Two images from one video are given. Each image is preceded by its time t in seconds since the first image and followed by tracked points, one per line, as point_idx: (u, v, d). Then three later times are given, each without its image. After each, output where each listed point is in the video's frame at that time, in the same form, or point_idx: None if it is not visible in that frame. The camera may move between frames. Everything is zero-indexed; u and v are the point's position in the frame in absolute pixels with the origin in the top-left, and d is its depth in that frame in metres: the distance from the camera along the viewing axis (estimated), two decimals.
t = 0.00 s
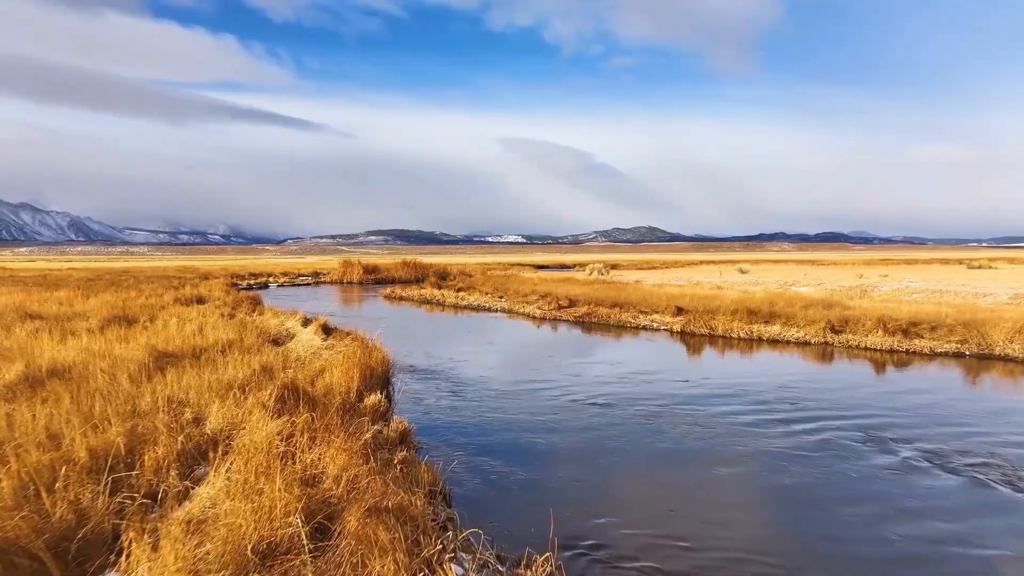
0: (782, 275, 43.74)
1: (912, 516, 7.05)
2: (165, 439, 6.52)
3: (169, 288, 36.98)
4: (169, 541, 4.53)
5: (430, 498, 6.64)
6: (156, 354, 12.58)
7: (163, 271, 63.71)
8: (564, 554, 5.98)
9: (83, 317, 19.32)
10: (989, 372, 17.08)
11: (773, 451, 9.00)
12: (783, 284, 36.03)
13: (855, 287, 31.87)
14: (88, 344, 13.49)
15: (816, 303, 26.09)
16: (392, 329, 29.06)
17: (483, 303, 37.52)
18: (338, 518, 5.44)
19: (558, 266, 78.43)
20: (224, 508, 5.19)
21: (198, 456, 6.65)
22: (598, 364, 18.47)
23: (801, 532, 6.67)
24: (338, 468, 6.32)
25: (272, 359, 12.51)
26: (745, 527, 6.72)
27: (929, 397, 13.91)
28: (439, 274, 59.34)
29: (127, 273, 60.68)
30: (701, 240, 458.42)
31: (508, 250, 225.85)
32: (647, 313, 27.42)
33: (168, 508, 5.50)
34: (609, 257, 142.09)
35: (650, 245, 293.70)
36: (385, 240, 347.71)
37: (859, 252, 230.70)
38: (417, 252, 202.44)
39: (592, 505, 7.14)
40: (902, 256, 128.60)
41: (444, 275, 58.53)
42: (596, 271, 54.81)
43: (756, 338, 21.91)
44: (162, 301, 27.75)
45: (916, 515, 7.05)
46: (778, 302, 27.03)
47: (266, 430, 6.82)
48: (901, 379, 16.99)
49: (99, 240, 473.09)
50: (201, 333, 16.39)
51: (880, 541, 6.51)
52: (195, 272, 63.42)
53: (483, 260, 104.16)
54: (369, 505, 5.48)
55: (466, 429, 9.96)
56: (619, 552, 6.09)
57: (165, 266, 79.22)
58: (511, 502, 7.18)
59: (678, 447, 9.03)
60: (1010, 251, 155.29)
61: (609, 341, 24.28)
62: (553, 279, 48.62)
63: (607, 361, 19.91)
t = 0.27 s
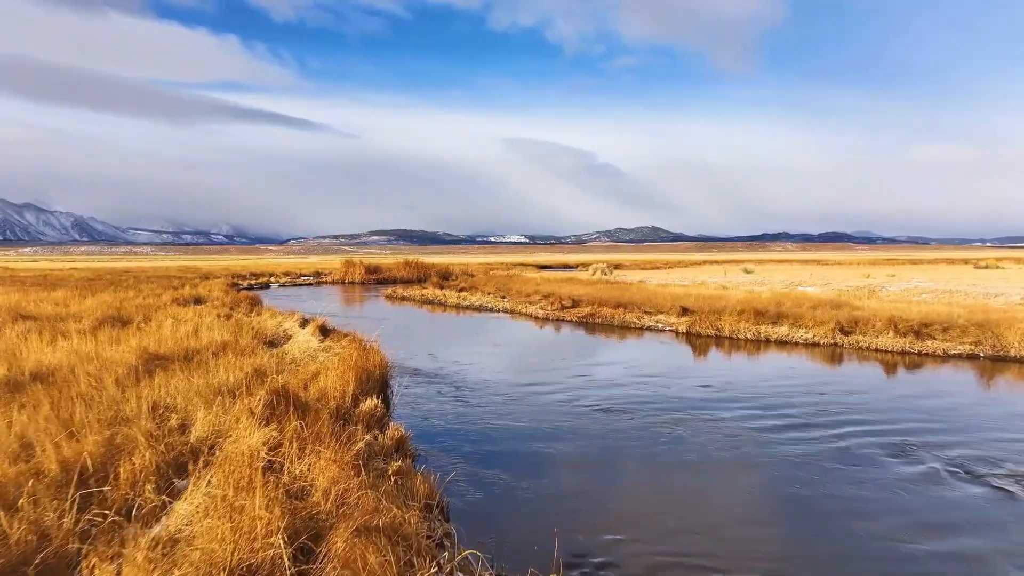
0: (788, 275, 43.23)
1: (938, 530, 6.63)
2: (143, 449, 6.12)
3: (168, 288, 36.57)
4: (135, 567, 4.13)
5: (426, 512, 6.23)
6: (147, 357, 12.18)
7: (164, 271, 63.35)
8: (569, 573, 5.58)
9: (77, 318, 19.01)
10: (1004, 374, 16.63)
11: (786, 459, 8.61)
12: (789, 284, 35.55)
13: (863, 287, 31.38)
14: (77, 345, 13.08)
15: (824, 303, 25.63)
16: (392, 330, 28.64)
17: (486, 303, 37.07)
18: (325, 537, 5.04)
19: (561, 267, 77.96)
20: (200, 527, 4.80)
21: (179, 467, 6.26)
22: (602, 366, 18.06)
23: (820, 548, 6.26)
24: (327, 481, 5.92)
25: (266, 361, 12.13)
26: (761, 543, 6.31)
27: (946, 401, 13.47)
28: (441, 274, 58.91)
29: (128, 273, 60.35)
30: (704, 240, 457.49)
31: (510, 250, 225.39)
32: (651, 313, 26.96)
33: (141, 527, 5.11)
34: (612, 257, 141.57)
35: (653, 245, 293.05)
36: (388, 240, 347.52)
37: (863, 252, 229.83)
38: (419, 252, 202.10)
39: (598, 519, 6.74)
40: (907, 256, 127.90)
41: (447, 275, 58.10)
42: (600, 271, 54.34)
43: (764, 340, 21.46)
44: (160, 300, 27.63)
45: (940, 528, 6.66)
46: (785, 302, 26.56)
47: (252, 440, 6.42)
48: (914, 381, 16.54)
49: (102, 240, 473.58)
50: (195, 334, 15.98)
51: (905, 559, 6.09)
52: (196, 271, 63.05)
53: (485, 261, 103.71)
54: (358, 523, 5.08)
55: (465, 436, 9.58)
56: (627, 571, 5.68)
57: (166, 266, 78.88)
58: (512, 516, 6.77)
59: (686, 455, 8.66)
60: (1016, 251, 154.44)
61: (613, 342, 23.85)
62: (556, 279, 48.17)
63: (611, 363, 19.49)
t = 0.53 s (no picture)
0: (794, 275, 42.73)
1: (967, 547, 6.21)
2: (118, 459, 5.74)
3: (166, 288, 36.20)
4: None
5: (420, 528, 5.83)
6: (136, 359, 11.78)
7: (164, 271, 63.07)
8: None
9: (70, 318, 18.63)
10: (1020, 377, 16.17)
11: (800, 468, 8.22)
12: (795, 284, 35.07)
13: (871, 287, 30.90)
14: (65, 347, 12.69)
15: (832, 304, 25.16)
16: (393, 330, 28.22)
17: (488, 303, 36.65)
18: (309, 561, 4.65)
19: (564, 267, 77.50)
20: (172, 550, 4.41)
21: (158, 479, 5.88)
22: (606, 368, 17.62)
23: (841, 567, 5.84)
24: (315, 497, 5.53)
25: (260, 363, 11.74)
26: (778, 562, 5.89)
27: (962, 405, 13.02)
28: (443, 274, 58.49)
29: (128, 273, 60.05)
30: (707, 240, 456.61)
31: (513, 250, 225.02)
32: (656, 314, 26.51)
33: (110, 548, 4.73)
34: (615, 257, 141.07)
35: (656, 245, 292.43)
36: (390, 240, 347.32)
37: (867, 252, 228.93)
38: (421, 252, 201.81)
39: (603, 535, 6.32)
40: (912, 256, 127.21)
41: (448, 275, 57.69)
42: (603, 271, 53.88)
43: (771, 341, 21.00)
44: (157, 300, 27.09)
45: (969, 545, 6.24)
46: (792, 302, 26.09)
47: (235, 451, 6.04)
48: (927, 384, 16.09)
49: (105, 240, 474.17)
50: (189, 335, 15.57)
51: None
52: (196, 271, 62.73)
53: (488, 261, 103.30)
54: (345, 545, 4.68)
55: (464, 442, 9.20)
56: None
57: (167, 266, 78.54)
58: (512, 531, 6.36)
59: (695, 463, 8.27)
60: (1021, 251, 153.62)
61: (617, 343, 23.41)
62: (559, 279, 47.72)
63: (615, 364, 19.07)
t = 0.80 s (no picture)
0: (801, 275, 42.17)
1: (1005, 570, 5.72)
2: (84, 474, 5.29)
3: (166, 288, 35.82)
4: None
5: (413, 551, 5.35)
6: (122, 362, 11.33)
7: (166, 270, 62.79)
8: None
9: (65, 318, 18.42)
10: None
11: (817, 479, 7.78)
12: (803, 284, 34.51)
13: (881, 287, 30.33)
14: (51, 349, 12.24)
15: (842, 304, 24.62)
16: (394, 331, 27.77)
17: (490, 303, 36.16)
18: None
19: (567, 266, 76.97)
20: None
21: (128, 495, 5.41)
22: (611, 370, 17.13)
23: None
24: (297, 518, 5.05)
25: (253, 366, 11.30)
26: None
27: (985, 409, 12.49)
28: (446, 274, 58.06)
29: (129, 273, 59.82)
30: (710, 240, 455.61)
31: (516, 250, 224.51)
32: (662, 314, 26.00)
33: None
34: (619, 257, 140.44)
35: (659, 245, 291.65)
36: (394, 240, 347.09)
37: (872, 252, 227.84)
38: (424, 252, 201.44)
39: (611, 557, 5.85)
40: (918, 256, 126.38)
41: (451, 275, 57.23)
42: (607, 271, 53.36)
43: (781, 342, 20.48)
44: (157, 300, 27.46)
45: (1007, 568, 5.75)
46: (801, 303, 25.55)
47: (212, 466, 5.57)
48: (944, 387, 15.54)
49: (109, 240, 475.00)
50: (182, 336, 15.12)
51: None
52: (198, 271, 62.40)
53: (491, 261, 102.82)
54: None
55: (462, 451, 8.77)
56: None
57: (169, 266, 78.28)
58: (512, 553, 5.88)
59: (706, 474, 7.84)
60: None
61: (622, 344, 22.93)
62: (563, 279, 47.23)
63: (620, 367, 18.57)
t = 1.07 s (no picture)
0: (807, 275, 41.69)
1: None
2: (49, 490, 4.90)
3: (165, 288, 35.53)
4: None
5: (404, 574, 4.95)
6: (109, 364, 10.94)
7: (167, 271, 62.59)
8: None
9: (57, 318, 18.08)
10: None
11: (836, 490, 7.37)
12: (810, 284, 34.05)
13: (890, 287, 29.85)
14: (38, 351, 11.88)
15: (851, 305, 24.15)
16: (394, 332, 27.36)
17: (492, 304, 35.76)
18: None
19: (570, 267, 76.52)
20: None
21: (96, 510, 5.02)
22: (615, 372, 16.68)
23: None
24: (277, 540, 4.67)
25: (245, 369, 10.90)
26: None
27: (1003, 414, 12.06)
28: (448, 274, 57.63)
29: (130, 273, 59.52)
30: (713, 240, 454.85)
31: (519, 251, 224.27)
32: (667, 315, 25.54)
33: None
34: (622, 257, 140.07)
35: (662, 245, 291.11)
36: (396, 240, 347.07)
37: (876, 252, 226.93)
38: (427, 252, 201.30)
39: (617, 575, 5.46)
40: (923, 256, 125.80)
41: (453, 275, 56.85)
42: (610, 271, 52.89)
43: (789, 344, 20.01)
44: (155, 299, 27.11)
45: None
46: (808, 303, 25.07)
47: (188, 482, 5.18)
48: (959, 390, 15.09)
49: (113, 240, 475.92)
50: (175, 337, 14.75)
51: None
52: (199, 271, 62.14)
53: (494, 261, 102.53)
54: None
55: (461, 460, 8.36)
56: None
57: (170, 266, 78.00)
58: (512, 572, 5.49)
59: (718, 485, 7.42)
60: None
61: (627, 345, 22.47)
62: (566, 279, 46.81)
63: (625, 369, 18.11)
